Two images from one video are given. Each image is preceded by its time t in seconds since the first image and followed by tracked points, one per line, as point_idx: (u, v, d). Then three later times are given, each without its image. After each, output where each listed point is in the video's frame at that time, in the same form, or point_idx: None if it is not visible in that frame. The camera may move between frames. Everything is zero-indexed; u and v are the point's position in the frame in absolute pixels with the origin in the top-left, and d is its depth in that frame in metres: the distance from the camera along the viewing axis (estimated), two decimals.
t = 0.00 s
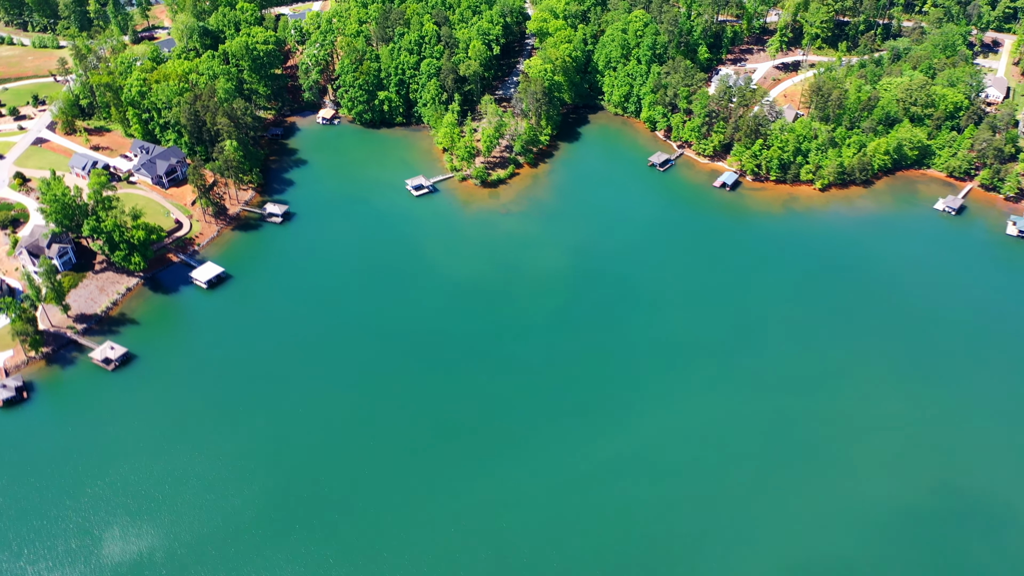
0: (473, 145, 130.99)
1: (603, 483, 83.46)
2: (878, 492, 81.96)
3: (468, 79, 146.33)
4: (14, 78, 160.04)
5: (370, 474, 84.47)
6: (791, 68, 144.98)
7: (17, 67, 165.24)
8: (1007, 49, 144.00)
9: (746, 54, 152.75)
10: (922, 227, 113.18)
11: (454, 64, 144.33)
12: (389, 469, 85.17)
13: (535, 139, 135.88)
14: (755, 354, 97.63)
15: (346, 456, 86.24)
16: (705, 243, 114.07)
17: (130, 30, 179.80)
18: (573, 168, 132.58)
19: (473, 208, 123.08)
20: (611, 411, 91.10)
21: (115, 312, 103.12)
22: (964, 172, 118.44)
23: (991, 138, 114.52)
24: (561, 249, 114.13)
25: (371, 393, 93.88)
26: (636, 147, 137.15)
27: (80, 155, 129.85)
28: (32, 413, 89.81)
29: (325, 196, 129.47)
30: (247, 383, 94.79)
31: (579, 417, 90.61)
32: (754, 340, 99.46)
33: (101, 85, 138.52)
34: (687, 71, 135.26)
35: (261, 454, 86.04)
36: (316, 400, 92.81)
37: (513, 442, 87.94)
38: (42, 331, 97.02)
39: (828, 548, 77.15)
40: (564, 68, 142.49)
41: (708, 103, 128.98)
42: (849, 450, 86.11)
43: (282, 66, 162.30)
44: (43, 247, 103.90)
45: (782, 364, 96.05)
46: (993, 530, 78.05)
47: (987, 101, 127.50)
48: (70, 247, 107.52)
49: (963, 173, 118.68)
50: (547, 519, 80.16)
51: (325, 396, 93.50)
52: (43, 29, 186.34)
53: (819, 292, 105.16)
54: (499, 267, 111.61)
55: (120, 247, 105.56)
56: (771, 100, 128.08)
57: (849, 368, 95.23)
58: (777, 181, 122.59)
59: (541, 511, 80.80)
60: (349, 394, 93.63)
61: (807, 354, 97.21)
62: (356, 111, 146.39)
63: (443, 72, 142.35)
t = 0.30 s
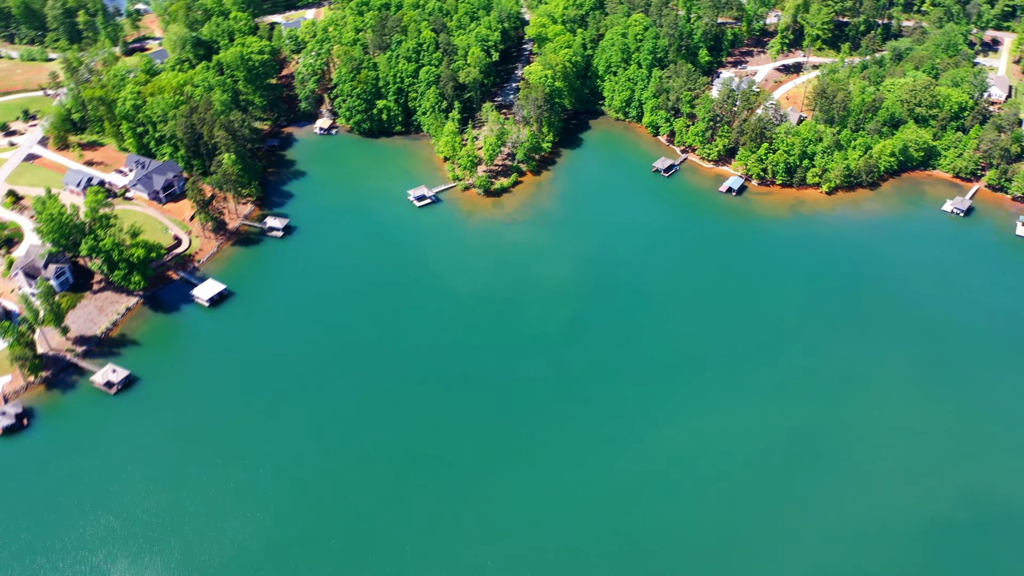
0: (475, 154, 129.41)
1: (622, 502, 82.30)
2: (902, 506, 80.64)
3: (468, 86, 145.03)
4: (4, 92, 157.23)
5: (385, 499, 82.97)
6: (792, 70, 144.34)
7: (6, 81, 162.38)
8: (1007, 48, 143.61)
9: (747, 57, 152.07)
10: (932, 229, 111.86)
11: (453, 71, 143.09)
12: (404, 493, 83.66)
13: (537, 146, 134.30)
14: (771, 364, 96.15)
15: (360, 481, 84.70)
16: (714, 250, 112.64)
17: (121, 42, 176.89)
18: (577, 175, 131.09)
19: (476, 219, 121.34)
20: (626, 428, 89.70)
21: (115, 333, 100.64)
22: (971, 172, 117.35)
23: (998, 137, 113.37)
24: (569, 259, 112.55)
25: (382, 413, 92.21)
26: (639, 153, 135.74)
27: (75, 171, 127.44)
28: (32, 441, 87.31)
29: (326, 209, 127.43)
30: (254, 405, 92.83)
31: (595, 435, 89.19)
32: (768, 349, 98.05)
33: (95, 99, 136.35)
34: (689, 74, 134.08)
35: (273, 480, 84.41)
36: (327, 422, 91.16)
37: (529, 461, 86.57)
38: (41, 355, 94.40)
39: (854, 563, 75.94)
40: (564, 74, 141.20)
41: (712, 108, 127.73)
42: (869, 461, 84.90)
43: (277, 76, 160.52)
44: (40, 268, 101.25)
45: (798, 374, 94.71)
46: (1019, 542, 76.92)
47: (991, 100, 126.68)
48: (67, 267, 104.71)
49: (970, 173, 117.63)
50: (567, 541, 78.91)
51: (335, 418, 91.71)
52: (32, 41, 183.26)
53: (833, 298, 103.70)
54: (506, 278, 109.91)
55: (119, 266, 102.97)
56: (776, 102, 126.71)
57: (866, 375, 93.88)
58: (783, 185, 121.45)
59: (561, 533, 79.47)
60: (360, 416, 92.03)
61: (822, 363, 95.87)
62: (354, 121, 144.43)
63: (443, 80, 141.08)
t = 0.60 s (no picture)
0: (464, 163, 127.92)
1: (633, 514, 81.23)
2: (912, 507, 80.68)
3: (452, 93, 143.60)
4: None
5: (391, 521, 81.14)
6: (775, 70, 145.05)
7: None
8: (985, 42, 145.57)
9: (730, 57, 152.49)
10: (924, 225, 112.55)
11: (438, 78, 141.98)
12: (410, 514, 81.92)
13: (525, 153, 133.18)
14: (773, 367, 95.96)
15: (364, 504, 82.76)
16: (709, 254, 112.37)
17: (92, 56, 171.98)
18: (567, 181, 130.14)
19: (468, 229, 119.85)
20: (633, 439, 88.78)
21: (102, 360, 97.48)
22: (958, 168, 118.42)
23: (984, 133, 114.51)
24: (564, 267, 111.54)
25: (383, 433, 90.35)
26: (628, 157, 135.23)
27: (51, 192, 123.83)
28: (20, 476, 84.08)
29: (314, 223, 125.05)
30: (252, 429, 90.44)
31: (601, 446, 88.14)
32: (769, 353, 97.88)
33: (69, 117, 132.68)
34: (676, 76, 133.90)
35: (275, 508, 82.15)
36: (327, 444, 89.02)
37: (536, 476, 85.23)
38: (25, 386, 91.04)
39: (868, 567, 75.75)
40: (550, 79, 140.35)
41: (701, 110, 127.66)
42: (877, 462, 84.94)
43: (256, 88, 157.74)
44: (20, 295, 98.63)
45: (801, 377, 94.60)
46: None
47: (974, 95, 128.09)
48: (49, 292, 101.53)
49: (957, 169, 118.68)
50: (580, 557, 77.69)
51: (335, 440, 89.66)
52: None
53: (831, 299, 103.86)
54: (502, 289, 108.54)
55: (104, 290, 99.70)
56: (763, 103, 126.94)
57: (867, 376, 94.09)
58: (774, 186, 121.58)
59: (573, 549, 78.27)
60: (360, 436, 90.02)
61: (824, 365, 95.86)
62: (338, 131, 142.17)
63: (427, 88, 139.54)
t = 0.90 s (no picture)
0: (459, 170, 126.50)
1: (648, 524, 80.66)
2: (925, 507, 80.86)
3: (445, 99, 142.23)
4: None
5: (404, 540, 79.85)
6: (767, 70, 145.49)
7: None
8: (972, 38, 147.10)
9: (721, 57, 152.66)
10: (922, 222, 113.17)
11: (429, 85, 140.81)
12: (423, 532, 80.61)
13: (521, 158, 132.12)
14: (780, 370, 95.75)
15: (376, 523, 81.32)
16: (711, 257, 111.99)
17: (72, 68, 168.09)
18: (563, 186, 129.39)
19: (467, 237, 118.56)
20: (644, 447, 88.15)
21: (97, 382, 95.04)
22: (954, 165, 119.15)
23: (978, 130, 115.39)
24: (565, 274, 110.60)
25: (391, 450, 88.86)
26: (624, 160, 134.60)
27: (37, 210, 120.77)
28: (17, 506, 81.54)
29: (309, 235, 123.08)
30: (256, 450, 88.73)
31: (613, 456, 87.40)
32: (776, 356, 97.72)
33: (52, 132, 129.48)
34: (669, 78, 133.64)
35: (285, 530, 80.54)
36: (334, 463, 87.50)
37: (549, 489, 84.21)
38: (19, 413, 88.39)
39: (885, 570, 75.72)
40: (542, 83, 139.46)
41: (696, 112, 127.60)
42: (888, 464, 85.03)
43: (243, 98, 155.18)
44: (10, 319, 95.97)
45: (808, 379, 94.49)
46: None
47: (965, 91, 129.19)
48: (40, 314, 99.18)
49: (952, 166, 119.41)
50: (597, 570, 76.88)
51: (342, 459, 88.01)
52: None
53: (834, 299, 103.89)
54: (504, 298, 107.41)
55: (97, 311, 97.12)
56: (758, 103, 126.99)
57: (874, 376, 94.28)
58: (772, 186, 121.56)
59: (590, 562, 77.49)
60: (368, 454, 88.54)
61: (831, 366, 95.83)
62: (329, 140, 140.16)
63: (419, 95, 138.04)
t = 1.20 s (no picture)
0: (453, 177, 125.07)
1: (662, 533, 80.18)
2: (935, 506, 81.34)
3: (435, 106, 140.73)
4: None
5: (417, 560, 78.54)
6: (756, 69, 145.92)
7: None
8: (957, 33, 148.70)
9: (710, 57, 152.73)
10: (917, 218, 114.01)
11: (419, 91, 139.09)
12: (435, 551, 79.35)
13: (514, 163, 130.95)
14: (784, 371, 95.86)
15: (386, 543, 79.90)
16: (710, 260, 111.84)
17: (49, 80, 163.98)
18: (559, 190, 128.61)
19: (464, 246, 117.29)
20: (653, 454, 87.96)
21: (91, 407, 92.48)
22: (946, 161, 120.13)
23: (970, 125, 116.46)
24: (566, 281, 109.75)
25: (399, 466, 87.65)
26: (618, 163, 134.13)
27: (20, 229, 117.50)
28: (13, 539, 78.89)
29: (303, 247, 120.97)
30: (260, 471, 86.84)
31: (623, 464, 86.98)
32: (780, 359, 97.86)
33: (33, 148, 126.07)
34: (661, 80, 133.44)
35: (294, 554, 78.88)
36: (341, 482, 85.94)
37: (560, 501, 83.42)
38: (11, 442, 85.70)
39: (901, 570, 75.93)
40: (533, 87, 138.49)
41: (690, 114, 127.56)
42: (896, 462, 85.47)
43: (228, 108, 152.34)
44: None
45: (813, 381, 94.80)
46: None
47: (954, 86, 130.38)
48: (29, 337, 96.33)
49: (945, 161, 120.36)
50: None
51: (350, 477, 86.58)
52: None
53: (835, 299, 104.26)
54: (505, 307, 106.32)
55: (89, 333, 94.54)
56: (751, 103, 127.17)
57: (877, 377, 94.88)
58: (767, 186, 121.68)
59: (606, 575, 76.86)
60: (375, 471, 87.09)
61: (833, 365, 96.15)
62: (318, 150, 137.95)
63: (409, 102, 136.35)
